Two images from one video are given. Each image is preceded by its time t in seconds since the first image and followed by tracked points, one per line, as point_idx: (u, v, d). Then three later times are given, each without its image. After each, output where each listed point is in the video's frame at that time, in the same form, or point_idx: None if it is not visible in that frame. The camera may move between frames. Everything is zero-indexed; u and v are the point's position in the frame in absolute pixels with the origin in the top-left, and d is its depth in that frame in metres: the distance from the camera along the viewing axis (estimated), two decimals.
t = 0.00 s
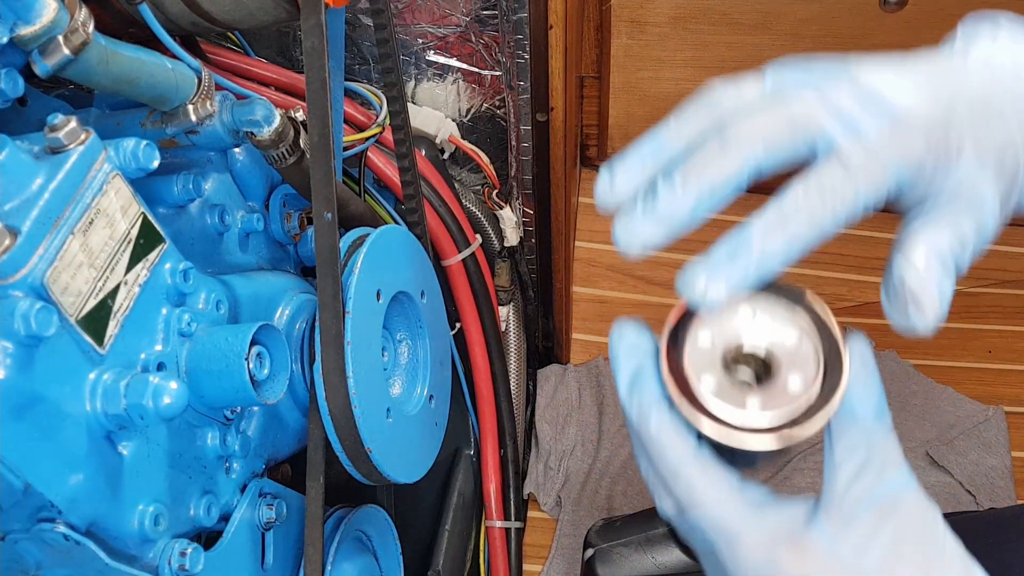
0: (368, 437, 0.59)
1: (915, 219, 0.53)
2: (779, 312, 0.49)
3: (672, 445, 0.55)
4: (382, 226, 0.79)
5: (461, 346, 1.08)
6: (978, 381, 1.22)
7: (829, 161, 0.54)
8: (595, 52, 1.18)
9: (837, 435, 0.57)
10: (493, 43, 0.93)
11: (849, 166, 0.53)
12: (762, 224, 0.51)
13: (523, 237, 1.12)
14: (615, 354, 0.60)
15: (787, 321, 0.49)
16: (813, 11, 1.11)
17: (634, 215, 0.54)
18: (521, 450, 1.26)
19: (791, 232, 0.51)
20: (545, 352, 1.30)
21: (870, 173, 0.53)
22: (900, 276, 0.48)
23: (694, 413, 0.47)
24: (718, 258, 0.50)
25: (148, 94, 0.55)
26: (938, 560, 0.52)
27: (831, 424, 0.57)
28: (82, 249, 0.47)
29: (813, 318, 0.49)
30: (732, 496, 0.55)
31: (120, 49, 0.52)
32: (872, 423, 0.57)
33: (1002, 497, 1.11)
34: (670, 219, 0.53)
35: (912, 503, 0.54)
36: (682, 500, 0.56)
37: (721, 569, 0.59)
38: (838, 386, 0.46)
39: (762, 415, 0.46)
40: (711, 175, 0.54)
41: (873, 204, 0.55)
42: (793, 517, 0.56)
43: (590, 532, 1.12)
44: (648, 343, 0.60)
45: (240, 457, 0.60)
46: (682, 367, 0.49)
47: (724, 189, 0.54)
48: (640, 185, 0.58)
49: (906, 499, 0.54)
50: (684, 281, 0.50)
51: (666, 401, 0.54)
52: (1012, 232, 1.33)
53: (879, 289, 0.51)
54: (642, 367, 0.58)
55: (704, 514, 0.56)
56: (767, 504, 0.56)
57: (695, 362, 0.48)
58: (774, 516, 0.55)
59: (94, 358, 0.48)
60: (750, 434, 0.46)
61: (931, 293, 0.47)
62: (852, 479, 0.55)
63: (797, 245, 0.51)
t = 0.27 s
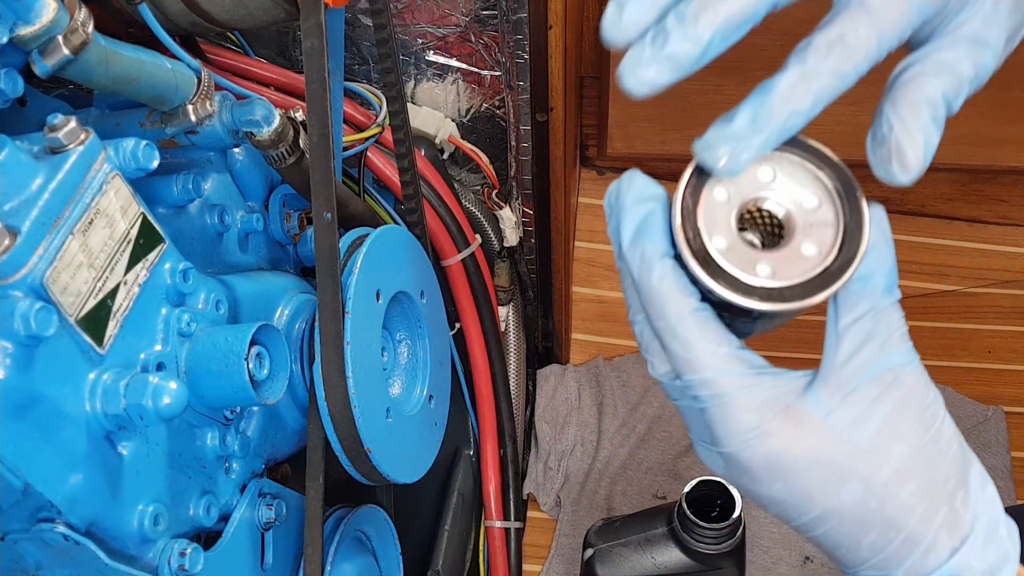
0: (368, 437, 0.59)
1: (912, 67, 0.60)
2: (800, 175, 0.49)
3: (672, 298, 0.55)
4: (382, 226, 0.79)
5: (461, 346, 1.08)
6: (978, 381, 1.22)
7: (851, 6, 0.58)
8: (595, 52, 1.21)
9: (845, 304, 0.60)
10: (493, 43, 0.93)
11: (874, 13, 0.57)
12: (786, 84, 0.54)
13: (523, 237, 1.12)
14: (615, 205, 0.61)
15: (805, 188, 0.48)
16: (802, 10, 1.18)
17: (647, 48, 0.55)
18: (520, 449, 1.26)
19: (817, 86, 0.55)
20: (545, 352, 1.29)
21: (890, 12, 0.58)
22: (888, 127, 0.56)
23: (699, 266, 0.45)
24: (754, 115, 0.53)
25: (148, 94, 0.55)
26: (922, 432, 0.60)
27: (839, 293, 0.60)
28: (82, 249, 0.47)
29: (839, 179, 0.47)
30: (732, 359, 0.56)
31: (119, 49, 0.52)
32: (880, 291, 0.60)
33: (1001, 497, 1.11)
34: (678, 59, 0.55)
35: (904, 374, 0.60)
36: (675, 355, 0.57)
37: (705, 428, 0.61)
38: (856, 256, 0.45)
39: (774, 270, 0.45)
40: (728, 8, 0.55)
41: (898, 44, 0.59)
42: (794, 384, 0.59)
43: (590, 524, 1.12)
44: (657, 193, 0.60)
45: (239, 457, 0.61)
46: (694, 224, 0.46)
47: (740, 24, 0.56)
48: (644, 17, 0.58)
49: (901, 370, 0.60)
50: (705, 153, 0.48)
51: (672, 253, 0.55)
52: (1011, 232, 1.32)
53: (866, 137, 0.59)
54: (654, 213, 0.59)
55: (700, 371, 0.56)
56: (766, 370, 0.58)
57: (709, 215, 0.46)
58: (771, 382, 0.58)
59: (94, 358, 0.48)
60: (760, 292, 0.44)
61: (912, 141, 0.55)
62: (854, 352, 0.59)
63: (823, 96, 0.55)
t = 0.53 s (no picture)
0: (367, 437, 0.59)
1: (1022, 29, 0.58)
2: (798, 164, 0.48)
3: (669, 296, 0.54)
4: (381, 226, 0.79)
5: (460, 346, 1.08)
6: (977, 381, 1.23)
7: None
8: (595, 52, 1.23)
9: (847, 300, 0.60)
10: (493, 43, 0.93)
11: None
12: (902, 72, 0.54)
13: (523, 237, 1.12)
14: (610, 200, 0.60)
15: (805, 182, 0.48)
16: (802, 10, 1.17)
17: None
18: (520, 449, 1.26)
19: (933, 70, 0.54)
20: (544, 352, 1.29)
21: None
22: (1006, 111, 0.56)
23: (697, 261, 0.45)
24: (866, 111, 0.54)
25: (148, 94, 0.55)
26: (929, 433, 0.61)
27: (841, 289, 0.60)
28: (82, 249, 0.47)
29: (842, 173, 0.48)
30: (733, 359, 0.55)
31: (119, 49, 0.52)
32: (882, 286, 0.61)
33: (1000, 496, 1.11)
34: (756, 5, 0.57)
35: (909, 373, 0.61)
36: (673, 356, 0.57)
37: (702, 429, 0.61)
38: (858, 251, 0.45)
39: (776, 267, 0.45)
40: None
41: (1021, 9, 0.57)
42: (795, 383, 0.59)
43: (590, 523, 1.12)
44: (652, 182, 0.59)
45: (239, 456, 0.61)
46: (691, 217, 0.46)
47: None
48: None
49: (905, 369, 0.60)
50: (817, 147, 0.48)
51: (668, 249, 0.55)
52: (1011, 232, 1.32)
53: (979, 116, 0.60)
54: (647, 206, 0.58)
55: (701, 375, 0.56)
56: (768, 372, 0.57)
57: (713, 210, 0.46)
58: (773, 383, 0.57)
59: (94, 358, 0.48)
60: (763, 289, 0.44)
61: None
62: (858, 351, 0.59)
63: (940, 85, 0.54)
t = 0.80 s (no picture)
0: (367, 437, 0.59)
1: (999, 50, 0.62)
2: (797, 181, 0.48)
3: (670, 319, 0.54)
4: (381, 226, 0.79)
5: (460, 346, 1.08)
6: (977, 381, 1.23)
7: None
8: (595, 51, 1.24)
9: (849, 321, 0.61)
10: (493, 43, 0.93)
11: None
12: (860, 55, 0.57)
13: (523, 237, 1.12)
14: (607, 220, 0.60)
15: (805, 199, 0.48)
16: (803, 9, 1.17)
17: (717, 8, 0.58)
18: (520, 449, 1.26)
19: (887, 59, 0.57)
20: (544, 352, 1.29)
21: None
22: (964, 107, 0.58)
23: (697, 283, 0.45)
24: (820, 84, 0.56)
25: (148, 94, 0.55)
26: (934, 454, 0.61)
27: (844, 308, 0.61)
28: (82, 249, 0.47)
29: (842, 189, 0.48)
30: (734, 381, 0.55)
31: (119, 49, 0.52)
32: (884, 305, 0.62)
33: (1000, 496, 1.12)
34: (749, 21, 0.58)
35: (911, 393, 0.62)
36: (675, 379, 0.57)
37: (704, 452, 0.60)
38: (859, 269, 0.45)
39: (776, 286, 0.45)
40: None
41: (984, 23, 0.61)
42: (798, 405, 0.60)
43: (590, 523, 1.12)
44: (648, 203, 0.59)
45: (239, 456, 0.61)
46: (689, 236, 0.46)
47: None
48: None
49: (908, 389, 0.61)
50: (765, 122, 0.51)
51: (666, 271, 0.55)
52: (1010, 232, 1.32)
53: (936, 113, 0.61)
54: (644, 226, 0.58)
55: (702, 399, 0.56)
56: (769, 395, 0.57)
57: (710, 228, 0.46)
58: (775, 405, 0.58)
59: (94, 358, 0.48)
60: (767, 310, 0.45)
61: (989, 122, 0.57)
62: (860, 371, 0.60)
63: (892, 76, 0.57)
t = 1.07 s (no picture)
0: (368, 437, 0.59)
1: (986, 110, 0.58)
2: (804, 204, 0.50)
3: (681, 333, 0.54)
4: (382, 226, 0.79)
5: (460, 346, 1.08)
6: (978, 381, 1.23)
7: (901, 39, 0.56)
8: (595, 51, 1.20)
9: (856, 337, 0.60)
10: (493, 43, 0.93)
11: (925, 48, 0.56)
12: (814, 113, 0.54)
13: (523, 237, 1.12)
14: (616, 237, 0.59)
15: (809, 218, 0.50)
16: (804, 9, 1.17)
17: (678, 57, 0.56)
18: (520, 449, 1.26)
19: (843, 122, 0.54)
20: (544, 352, 1.29)
21: (944, 56, 0.56)
22: (959, 173, 0.55)
23: (709, 291, 0.45)
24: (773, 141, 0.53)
25: (148, 94, 0.55)
26: (945, 470, 0.61)
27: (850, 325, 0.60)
28: (82, 249, 0.47)
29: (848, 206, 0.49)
30: (747, 397, 0.55)
31: (119, 49, 0.52)
32: (890, 321, 0.61)
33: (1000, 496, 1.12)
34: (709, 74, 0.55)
35: (921, 409, 0.62)
36: (687, 396, 0.57)
37: (715, 470, 0.60)
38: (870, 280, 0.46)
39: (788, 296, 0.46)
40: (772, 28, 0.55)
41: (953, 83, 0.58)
42: (811, 421, 0.60)
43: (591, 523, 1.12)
44: (658, 217, 0.59)
45: (239, 456, 0.61)
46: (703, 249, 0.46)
47: (785, 45, 0.56)
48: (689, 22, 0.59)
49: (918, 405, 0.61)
50: (722, 171, 0.49)
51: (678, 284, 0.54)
52: (1011, 233, 1.32)
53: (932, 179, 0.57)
54: (655, 239, 0.57)
55: (716, 415, 0.56)
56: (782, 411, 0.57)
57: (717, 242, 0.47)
58: (788, 421, 0.57)
59: (94, 358, 0.48)
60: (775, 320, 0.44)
61: (987, 194, 0.53)
62: (869, 389, 0.60)
63: (847, 135, 0.54)
